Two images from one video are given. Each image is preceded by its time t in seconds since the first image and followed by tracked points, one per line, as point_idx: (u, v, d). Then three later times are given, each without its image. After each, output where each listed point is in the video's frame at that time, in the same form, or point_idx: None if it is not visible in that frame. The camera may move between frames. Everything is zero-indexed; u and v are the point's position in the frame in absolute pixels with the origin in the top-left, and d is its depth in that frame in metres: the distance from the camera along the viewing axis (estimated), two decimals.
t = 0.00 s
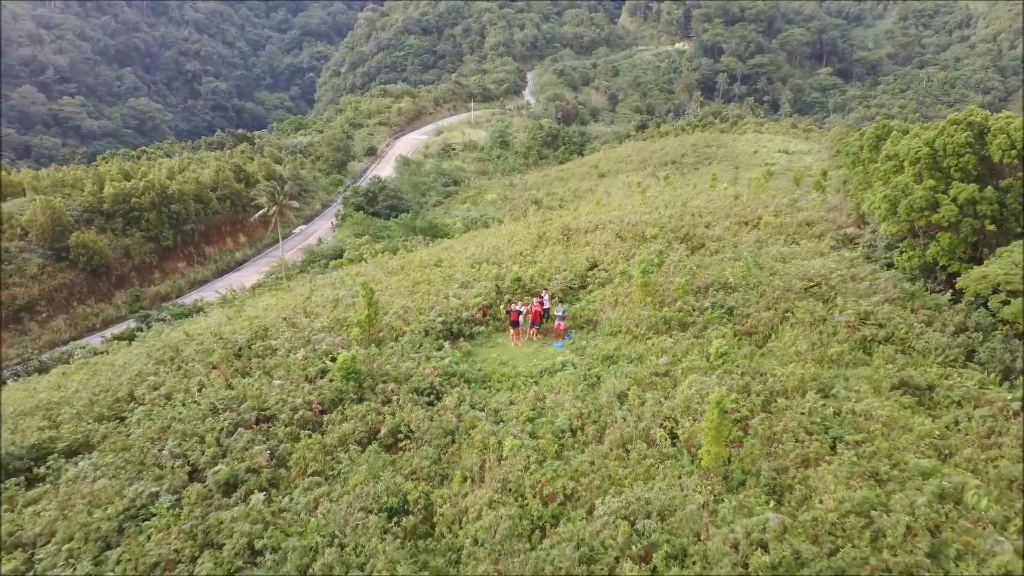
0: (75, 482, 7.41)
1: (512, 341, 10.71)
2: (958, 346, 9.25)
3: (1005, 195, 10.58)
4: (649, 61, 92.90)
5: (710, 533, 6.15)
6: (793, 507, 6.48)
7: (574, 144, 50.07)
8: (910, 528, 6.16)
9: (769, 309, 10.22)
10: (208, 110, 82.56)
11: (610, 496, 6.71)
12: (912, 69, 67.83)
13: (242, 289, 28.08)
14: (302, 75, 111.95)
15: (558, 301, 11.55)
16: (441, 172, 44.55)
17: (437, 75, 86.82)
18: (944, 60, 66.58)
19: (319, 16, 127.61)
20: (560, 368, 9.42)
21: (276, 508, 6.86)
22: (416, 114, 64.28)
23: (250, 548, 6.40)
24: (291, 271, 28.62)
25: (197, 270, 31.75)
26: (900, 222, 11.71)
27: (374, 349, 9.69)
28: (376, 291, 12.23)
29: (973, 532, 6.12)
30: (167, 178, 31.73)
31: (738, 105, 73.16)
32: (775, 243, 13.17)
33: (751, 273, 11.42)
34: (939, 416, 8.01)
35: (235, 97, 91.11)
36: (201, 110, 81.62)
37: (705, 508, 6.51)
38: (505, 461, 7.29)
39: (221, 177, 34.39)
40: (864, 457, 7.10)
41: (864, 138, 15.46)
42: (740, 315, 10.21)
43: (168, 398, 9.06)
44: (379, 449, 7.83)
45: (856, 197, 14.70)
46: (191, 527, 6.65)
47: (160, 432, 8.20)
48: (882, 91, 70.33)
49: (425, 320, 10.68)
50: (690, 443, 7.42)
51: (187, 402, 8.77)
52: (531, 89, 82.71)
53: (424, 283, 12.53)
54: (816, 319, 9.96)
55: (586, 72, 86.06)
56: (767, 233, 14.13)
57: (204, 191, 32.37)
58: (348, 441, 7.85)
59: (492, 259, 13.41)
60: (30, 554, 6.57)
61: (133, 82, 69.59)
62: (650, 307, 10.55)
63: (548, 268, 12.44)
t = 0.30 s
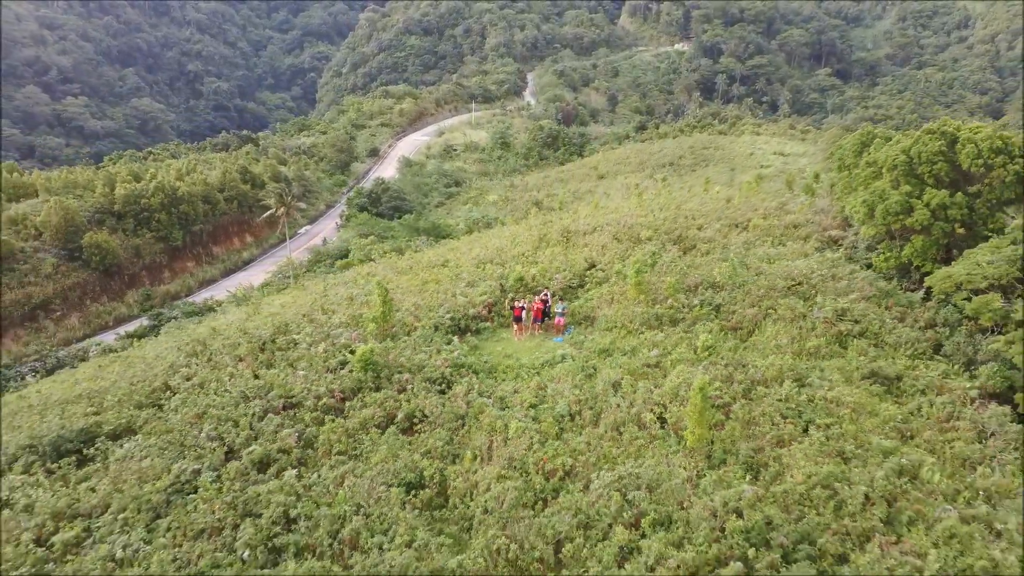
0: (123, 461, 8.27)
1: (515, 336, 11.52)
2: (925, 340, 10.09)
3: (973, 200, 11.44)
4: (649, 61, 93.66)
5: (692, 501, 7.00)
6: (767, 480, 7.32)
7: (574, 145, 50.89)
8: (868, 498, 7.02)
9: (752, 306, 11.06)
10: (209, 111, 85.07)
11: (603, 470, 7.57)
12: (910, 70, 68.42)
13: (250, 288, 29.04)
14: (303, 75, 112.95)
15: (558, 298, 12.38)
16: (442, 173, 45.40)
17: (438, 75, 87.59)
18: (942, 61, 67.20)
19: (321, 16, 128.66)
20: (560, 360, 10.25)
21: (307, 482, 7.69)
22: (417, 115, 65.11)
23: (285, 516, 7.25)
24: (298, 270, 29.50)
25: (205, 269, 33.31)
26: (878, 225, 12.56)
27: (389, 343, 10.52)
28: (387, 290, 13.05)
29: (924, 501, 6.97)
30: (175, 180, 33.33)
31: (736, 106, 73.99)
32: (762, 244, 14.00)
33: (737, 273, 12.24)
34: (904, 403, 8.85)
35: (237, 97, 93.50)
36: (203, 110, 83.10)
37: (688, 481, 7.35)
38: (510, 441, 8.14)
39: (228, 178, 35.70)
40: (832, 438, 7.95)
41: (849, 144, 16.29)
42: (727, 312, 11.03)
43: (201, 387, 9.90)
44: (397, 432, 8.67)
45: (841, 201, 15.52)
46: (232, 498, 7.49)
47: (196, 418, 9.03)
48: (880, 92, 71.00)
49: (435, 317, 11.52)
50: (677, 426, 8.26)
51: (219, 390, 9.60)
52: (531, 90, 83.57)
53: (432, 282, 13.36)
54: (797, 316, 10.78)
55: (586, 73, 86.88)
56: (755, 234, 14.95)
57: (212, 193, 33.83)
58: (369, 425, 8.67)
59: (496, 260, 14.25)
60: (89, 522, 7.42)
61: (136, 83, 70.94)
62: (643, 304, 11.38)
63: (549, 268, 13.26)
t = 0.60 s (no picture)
0: (166, 442, 9.18)
1: (521, 331, 12.40)
2: (899, 334, 10.96)
3: (946, 205, 12.30)
4: (649, 62, 94.53)
5: (679, 475, 7.89)
6: (747, 458, 8.19)
7: (574, 147, 51.78)
8: (836, 472, 7.90)
9: (739, 303, 11.93)
10: (211, 110, 86.05)
11: (600, 449, 8.44)
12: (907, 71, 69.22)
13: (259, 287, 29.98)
14: (304, 75, 113.89)
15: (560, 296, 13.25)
16: (445, 174, 46.31)
17: (439, 76, 88.43)
18: (940, 63, 68.01)
19: (322, 17, 129.68)
20: (561, 353, 11.12)
21: (334, 460, 8.57)
22: (419, 117, 66.00)
23: (316, 489, 8.14)
24: (305, 270, 30.35)
25: (214, 269, 34.16)
26: (858, 228, 13.45)
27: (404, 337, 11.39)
28: (399, 288, 13.92)
29: (886, 475, 7.83)
30: (185, 181, 34.28)
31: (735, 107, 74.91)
32: (751, 246, 14.87)
33: (726, 272, 13.12)
34: (876, 391, 9.71)
35: (239, 97, 94.61)
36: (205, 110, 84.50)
37: (676, 459, 8.23)
38: (517, 424, 9.03)
39: (236, 180, 36.72)
40: (807, 422, 8.83)
41: (836, 150, 17.15)
42: (716, 308, 11.91)
43: (231, 376, 10.79)
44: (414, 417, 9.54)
45: (827, 204, 16.38)
46: (268, 473, 8.39)
47: (230, 404, 9.92)
48: (878, 93, 71.80)
49: (445, 313, 12.40)
50: (668, 411, 9.14)
51: (250, 379, 10.48)
52: (532, 91, 84.45)
53: (441, 281, 14.24)
54: (781, 311, 11.65)
55: (586, 73, 87.78)
56: (746, 236, 15.80)
57: (220, 194, 34.75)
58: (388, 411, 9.55)
59: (501, 260, 15.13)
60: (140, 494, 8.36)
61: (139, 84, 72.08)
62: (639, 302, 12.25)
63: (551, 268, 14.14)
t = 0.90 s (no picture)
0: (204, 427, 10.15)
1: (524, 327, 13.33)
2: (874, 330, 11.88)
3: (920, 210, 13.20)
4: (648, 64, 95.57)
5: (668, 454, 8.82)
6: (729, 440, 9.12)
7: (574, 149, 52.72)
8: (809, 452, 8.84)
9: (727, 302, 12.86)
10: (212, 111, 87.47)
11: (598, 433, 9.37)
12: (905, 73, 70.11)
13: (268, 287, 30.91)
14: (305, 76, 114.91)
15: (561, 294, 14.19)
16: (447, 176, 47.27)
17: (440, 77, 89.34)
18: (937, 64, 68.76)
19: (324, 18, 130.69)
20: (561, 347, 12.05)
21: (358, 443, 9.50)
22: (421, 118, 66.93)
23: (343, 467, 9.10)
24: (312, 270, 31.25)
25: (224, 269, 35.05)
26: (841, 232, 14.37)
27: (416, 333, 12.31)
28: (410, 288, 14.84)
29: (854, 455, 8.75)
30: (195, 183, 35.16)
31: (733, 108, 75.84)
32: (740, 248, 15.78)
33: (715, 273, 14.07)
34: (851, 381, 10.64)
35: (240, 98, 96.21)
36: (207, 111, 85.73)
37: (666, 441, 9.16)
38: (522, 411, 9.97)
39: (243, 182, 37.68)
40: (785, 409, 9.75)
41: (823, 156, 18.04)
42: (705, 306, 12.83)
43: (258, 369, 11.74)
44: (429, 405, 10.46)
45: (814, 208, 17.25)
46: (299, 454, 9.34)
47: (260, 394, 10.88)
48: (875, 95, 72.66)
49: (454, 310, 13.35)
50: (659, 399, 10.08)
51: (276, 372, 11.43)
52: (532, 92, 85.36)
53: (449, 281, 15.16)
54: (765, 309, 12.59)
55: (586, 75, 88.76)
56: (737, 238, 16.72)
57: (229, 196, 35.69)
58: (405, 399, 10.48)
59: (505, 262, 16.05)
60: (183, 472, 9.33)
61: (141, 84, 73.28)
62: (634, 301, 13.17)
63: (553, 269, 15.04)
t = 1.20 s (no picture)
0: (236, 416, 11.15)
1: (528, 325, 14.26)
2: (851, 327, 12.86)
3: (897, 216, 14.16)
4: (648, 64, 96.68)
5: (658, 439, 9.80)
6: (714, 426, 10.08)
7: (574, 151, 53.70)
8: (785, 437, 9.81)
9: (715, 302, 13.84)
10: (215, 112, 88.99)
11: (595, 419, 10.36)
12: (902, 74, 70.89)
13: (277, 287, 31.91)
14: (307, 77, 116.10)
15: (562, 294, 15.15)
16: (449, 178, 48.29)
17: (441, 77, 90.36)
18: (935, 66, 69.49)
19: (325, 18, 131.84)
20: (562, 343, 13.02)
21: (378, 429, 10.48)
22: (423, 120, 67.93)
23: (365, 451, 10.08)
24: (319, 270, 32.26)
25: (233, 269, 36.02)
26: (824, 236, 15.36)
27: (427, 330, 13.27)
28: (420, 288, 15.81)
29: (826, 440, 9.72)
30: (203, 186, 36.13)
31: (731, 109, 76.87)
32: (729, 250, 16.74)
33: (705, 274, 15.03)
34: (827, 374, 11.62)
35: (242, 98, 97.64)
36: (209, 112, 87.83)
37: (657, 426, 10.14)
38: (527, 401, 10.94)
39: (251, 184, 38.70)
40: (766, 398, 10.73)
41: (811, 163, 18.99)
42: (695, 305, 13.80)
43: (282, 364, 12.72)
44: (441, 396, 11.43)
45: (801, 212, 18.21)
46: (324, 439, 10.32)
47: (285, 385, 11.87)
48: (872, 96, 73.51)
49: (461, 309, 14.34)
50: (651, 389, 11.06)
51: (299, 366, 12.41)
52: (533, 93, 86.37)
53: (456, 282, 16.15)
54: (751, 308, 13.55)
55: (586, 76, 89.87)
56: (728, 241, 17.68)
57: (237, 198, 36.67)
58: (420, 390, 11.45)
59: (509, 263, 17.02)
60: (220, 455, 10.32)
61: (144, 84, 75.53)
62: (629, 301, 14.14)
63: (553, 270, 16.03)
